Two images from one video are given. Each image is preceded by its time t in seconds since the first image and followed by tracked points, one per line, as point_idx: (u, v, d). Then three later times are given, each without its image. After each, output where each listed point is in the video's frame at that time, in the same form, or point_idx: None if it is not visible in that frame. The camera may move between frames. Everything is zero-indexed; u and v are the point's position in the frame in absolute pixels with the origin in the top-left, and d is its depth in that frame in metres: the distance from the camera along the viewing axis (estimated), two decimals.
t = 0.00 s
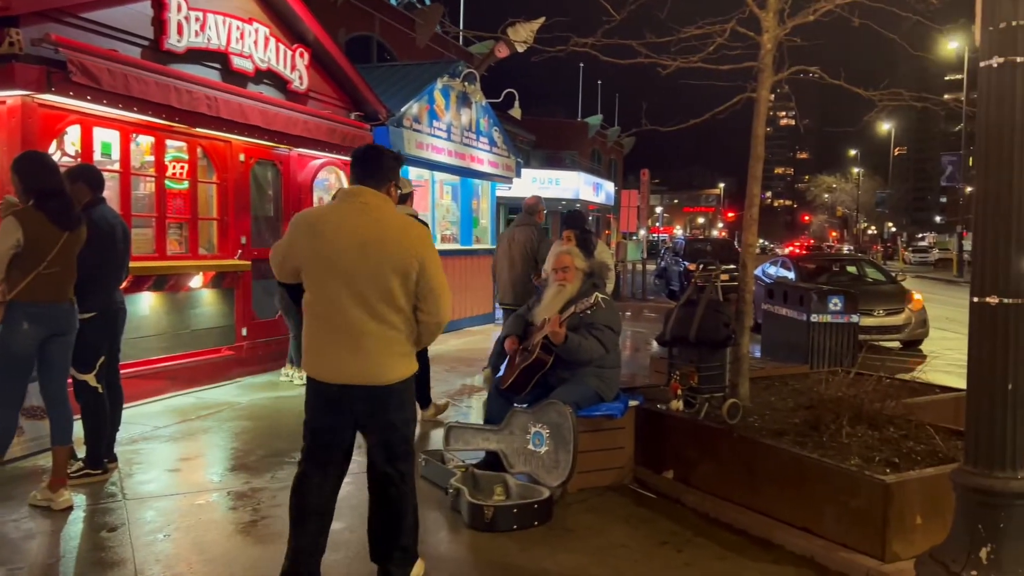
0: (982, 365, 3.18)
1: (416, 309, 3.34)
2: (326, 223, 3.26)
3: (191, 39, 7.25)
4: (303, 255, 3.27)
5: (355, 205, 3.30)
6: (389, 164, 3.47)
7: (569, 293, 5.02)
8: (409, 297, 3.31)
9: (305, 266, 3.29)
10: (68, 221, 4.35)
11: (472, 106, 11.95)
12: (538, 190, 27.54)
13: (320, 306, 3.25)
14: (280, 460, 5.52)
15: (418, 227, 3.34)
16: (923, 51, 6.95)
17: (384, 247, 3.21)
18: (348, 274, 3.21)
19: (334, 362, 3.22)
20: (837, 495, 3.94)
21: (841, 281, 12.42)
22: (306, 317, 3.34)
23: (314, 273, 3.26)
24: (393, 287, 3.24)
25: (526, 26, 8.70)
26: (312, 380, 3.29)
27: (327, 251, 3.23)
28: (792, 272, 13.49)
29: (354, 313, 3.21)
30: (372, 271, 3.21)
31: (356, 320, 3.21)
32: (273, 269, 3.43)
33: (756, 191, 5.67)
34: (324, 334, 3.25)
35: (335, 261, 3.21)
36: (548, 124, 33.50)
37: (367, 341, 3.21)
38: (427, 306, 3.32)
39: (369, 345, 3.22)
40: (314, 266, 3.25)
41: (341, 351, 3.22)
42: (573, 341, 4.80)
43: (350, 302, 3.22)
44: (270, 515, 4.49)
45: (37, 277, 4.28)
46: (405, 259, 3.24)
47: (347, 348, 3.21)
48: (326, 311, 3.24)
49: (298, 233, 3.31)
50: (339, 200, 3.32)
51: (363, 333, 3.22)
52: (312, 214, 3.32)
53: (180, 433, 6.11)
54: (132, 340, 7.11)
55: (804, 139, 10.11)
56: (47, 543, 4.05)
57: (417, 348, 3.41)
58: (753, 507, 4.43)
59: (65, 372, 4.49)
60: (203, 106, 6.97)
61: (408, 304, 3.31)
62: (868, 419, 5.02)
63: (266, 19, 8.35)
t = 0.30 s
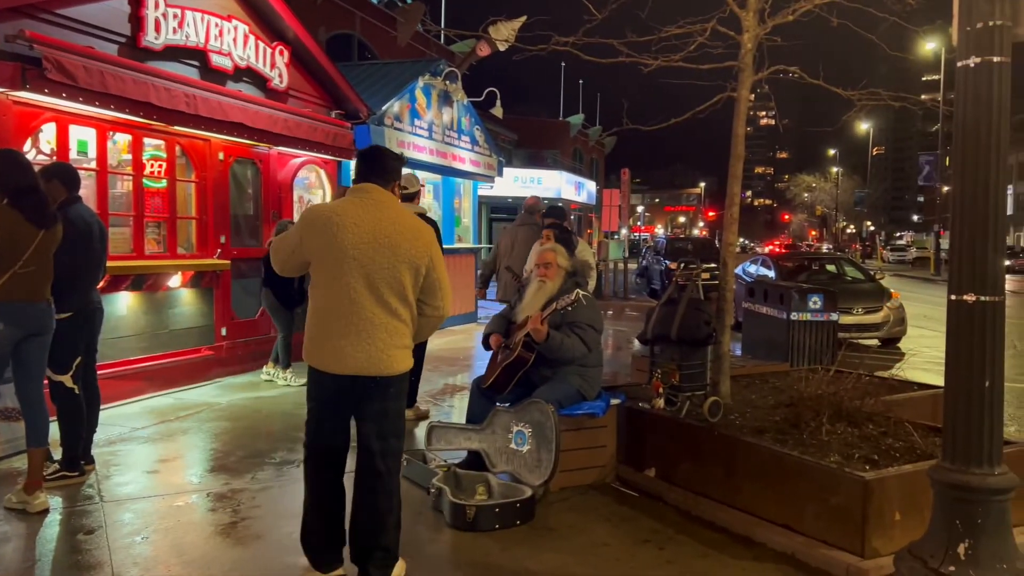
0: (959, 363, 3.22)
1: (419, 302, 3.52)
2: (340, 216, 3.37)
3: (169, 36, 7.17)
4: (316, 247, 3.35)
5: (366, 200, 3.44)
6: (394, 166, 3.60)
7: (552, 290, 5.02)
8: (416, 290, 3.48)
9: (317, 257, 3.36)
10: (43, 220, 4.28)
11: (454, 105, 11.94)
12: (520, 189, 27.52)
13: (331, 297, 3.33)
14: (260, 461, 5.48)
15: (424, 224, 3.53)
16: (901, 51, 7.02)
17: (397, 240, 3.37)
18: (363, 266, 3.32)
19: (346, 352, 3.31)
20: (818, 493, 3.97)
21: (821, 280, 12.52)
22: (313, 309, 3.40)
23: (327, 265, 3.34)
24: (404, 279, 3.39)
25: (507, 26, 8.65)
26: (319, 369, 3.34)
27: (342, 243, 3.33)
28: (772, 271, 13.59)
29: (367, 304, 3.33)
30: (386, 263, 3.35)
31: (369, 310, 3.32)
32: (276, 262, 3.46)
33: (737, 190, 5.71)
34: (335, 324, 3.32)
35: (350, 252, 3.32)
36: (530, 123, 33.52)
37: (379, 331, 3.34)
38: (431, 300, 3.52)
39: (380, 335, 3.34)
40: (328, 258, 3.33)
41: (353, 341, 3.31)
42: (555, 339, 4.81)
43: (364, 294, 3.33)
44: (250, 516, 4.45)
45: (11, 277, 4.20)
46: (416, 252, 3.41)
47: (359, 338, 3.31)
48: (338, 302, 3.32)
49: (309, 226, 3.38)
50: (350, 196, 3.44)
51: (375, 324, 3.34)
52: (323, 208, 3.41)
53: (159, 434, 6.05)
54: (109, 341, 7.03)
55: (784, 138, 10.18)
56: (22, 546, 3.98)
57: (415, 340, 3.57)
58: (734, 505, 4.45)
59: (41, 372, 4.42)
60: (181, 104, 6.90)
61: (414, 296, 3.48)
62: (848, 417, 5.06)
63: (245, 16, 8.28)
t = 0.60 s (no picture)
0: (946, 363, 3.23)
1: (403, 303, 3.48)
2: (319, 221, 3.39)
3: (155, 35, 7.11)
4: (297, 252, 3.38)
5: (346, 204, 3.45)
6: (374, 171, 3.64)
7: (540, 288, 5.01)
8: (399, 291, 3.45)
9: (300, 262, 3.39)
10: (28, 220, 4.22)
11: (442, 104, 11.92)
12: (509, 189, 27.51)
13: (315, 300, 3.36)
14: (247, 463, 5.44)
15: (405, 225, 3.50)
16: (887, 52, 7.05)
17: (374, 243, 3.36)
18: (343, 268, 3.34)
19: (329, 353, 3.33)
20: (805, 492, 3.98)
21: (808, 280, 12.57)
22: (301, 312, 3.44)
23: (309, 269, 3.38)
24: (384, 281, 3.38)
25: (496, 26, 8.62)
26: (310, 370, 3.38)
27: (322, 247, 3.35)
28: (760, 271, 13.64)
29: (348, 306, 3.33)
30: (365, 265, 3.34)
31: (350, 312, 3.33)
32: (265, 269, 3.51)
33: (725, 190, 5.72)
34: (320, 327, 3.35)
35: (329, 256, 3.33)
36: (519, 123, 33.54)
37: (361, 331, 3.33)
38: (416, 300, 3.48)
39: (363, 336, 3.34)
40: (310, 262, 3.37)
41: (336, 343, 3.33)
42: (544, 340, 4.80)
43: (345, 296, 3.34)
44: (237, 518, 4.42)
45: None
46: (395, 253, 3.39)
47: (343, 340, 3.32)
48: (321, 305, 3.35)
49: (291, 232, 3.42)
50: (330, 200, 3.46)
51: (357, 325, 3.33)
52: (305, 214, 3.44)
53: (145, 436, 6.00)
54: (94, 342, 6.97)
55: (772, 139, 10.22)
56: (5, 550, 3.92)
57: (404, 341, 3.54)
58: (722, 504, 4.46)
59: (26, 374, 4.36)
60: (168, 103, 6.85)
61: (396, 297, 3.45)
62: (835, 416, 5.08)
63: (232, 15, 8.22)
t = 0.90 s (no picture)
0: (940, 364, 3.23)
1: (380, 304, 3.69)
2: (298, 226, 3.60)
3: (147, 35, 7.07)
4: (279, 256, 3.60)
5: (323, 209, 3.65)
6: (357, 173, 3.83)
7: (534, 289, 5.02)
8: (375, 292, 3.66)
9: (281, 264, 3.61)
10: (21, 222, 4.19)
11: (436, 105, 11.90)
12: (504, 190, 27.45)
13: (294, 301, 3.59)
14: (240, 465, 5.41)
15: (380, 229, 3.70)
16: (881, 53, 7.06)
17: (349, 248, 3.57)
18: (320, 271, 3.56)
19: (307, 351, 3.58)
20: (800, 493, 3.98)
21: (803, 281, 12.59)
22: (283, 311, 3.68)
23: (289, 271, 3.60)
24: (359, 283, 3.60)
25: (491, 26, 8.64)
26: (291, 366, 3.64)
27: (300, 251, 3.56)
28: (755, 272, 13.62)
29: (325, 307, 3.56)
30: (340, 268, 3.56)
31: (327, 312, 3.56)
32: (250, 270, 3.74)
33: (719, 191, 5.71)
34: (299, 326, 3.60)
35: (307, 259, 3.56)
36: (513, 124, 33.53)
37: (337, 331, 3.57)
38: (391, 301, 3.67)
39: (339, 335, 3.57)
40: (289, 265, 3.59)
41: (314, 341, 3.57)
42: (539, 342, 4.79)
43: (323, 297, 3.56)
44: (230, 522, 4.39)
45: None
46: (369, 257, 3.60)
47: (320, 339, 3.56)
48: (300, 306, 3.58)
49: (273, 235, 3.64)
50: (311, 205, 3.67)
51: (334, 325, 3.56)
52: (285, 218, 3.65)
53: (138, 438, 5.96)
54: (87, 344, 6.92)
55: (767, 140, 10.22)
56: None
57: (381, 339, 3.75)
58: (716, 506, 4.45)
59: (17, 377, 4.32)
60: (162, 103, 6.82)
61: (372, 298, 3.65)
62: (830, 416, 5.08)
63: (225, 15, 8.19)
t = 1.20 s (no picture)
0: (943, 366, 3.21)
1: (379, 301, 3.84)
2: (299, 225, 3.73)
3: (146, 37, 7.05)
4: (281, 254, 3.72)
5: (324, 209, 3.79)
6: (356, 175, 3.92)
7: (534, 291, 5.00)
8: (375, 289, 3.81)
9: (283, 262, 3.72)
10: (22, 224, 4.18)
11: (436, 107, 11.89)
12: (503, 192, 27.43)
13: (296, 297, 3.71)
14: (240, 467, 5.39)
15: (379, 229, 3.86)
16: (881, 54, 7.04)
17: (351, 245, 3.73)
18: (322, 267, 3.70)
19: (310, 346, 3.68)
20: (801, 496, 3.96)
21: (803, 283, 12.58)
22: (285, 308, 3.78)
23: (292, 269, 3.71)
24: (360, 279, 3.75)
25: (490, 27, 8.65)
26: (293, 361, 3.73)
27: (303, 248, 3.69)
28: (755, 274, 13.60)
29: (328, 302, 3.69)
30: (343, 265, 3.71)
31: (330, 307, 3.69)
32: (249, 268, 3.82)
33: (720, 192, 5.69)
34: (301, 321, 3.71)
35: (310, 256, 3.69)
36: (512, 126, 33.53)
37: (340, 325, 3.70)
38: (392, 298, 3.83)
39: (342, 330, 3.70)
40: (291, 261, 3.71)
41: (316, 335, 3.69)
42: (539, 344, 4.76)
43: (326, 293, 3.70)
44: (229, 525, 4.37)
45: None
46: (369, 255, 3.76)
47: (323, 333, 3.68)
48: (302, 302, 3.70)
49: (275, 235, 3.75)
50: (313, 205, 3.81)
51: (336, 320, 3.70)
52: (287, 217, 3.78)
53: (136, 440, 5.94)
54: (86, 345, 6.89)
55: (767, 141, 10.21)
56: None
57: (380, 335, 3.89)
58: (717, 509, 4.43)
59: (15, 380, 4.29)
60: (160, 104, 6.86)
61: (373, 295, 3.80)
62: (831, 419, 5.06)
63: (225, 16, 8.18)
